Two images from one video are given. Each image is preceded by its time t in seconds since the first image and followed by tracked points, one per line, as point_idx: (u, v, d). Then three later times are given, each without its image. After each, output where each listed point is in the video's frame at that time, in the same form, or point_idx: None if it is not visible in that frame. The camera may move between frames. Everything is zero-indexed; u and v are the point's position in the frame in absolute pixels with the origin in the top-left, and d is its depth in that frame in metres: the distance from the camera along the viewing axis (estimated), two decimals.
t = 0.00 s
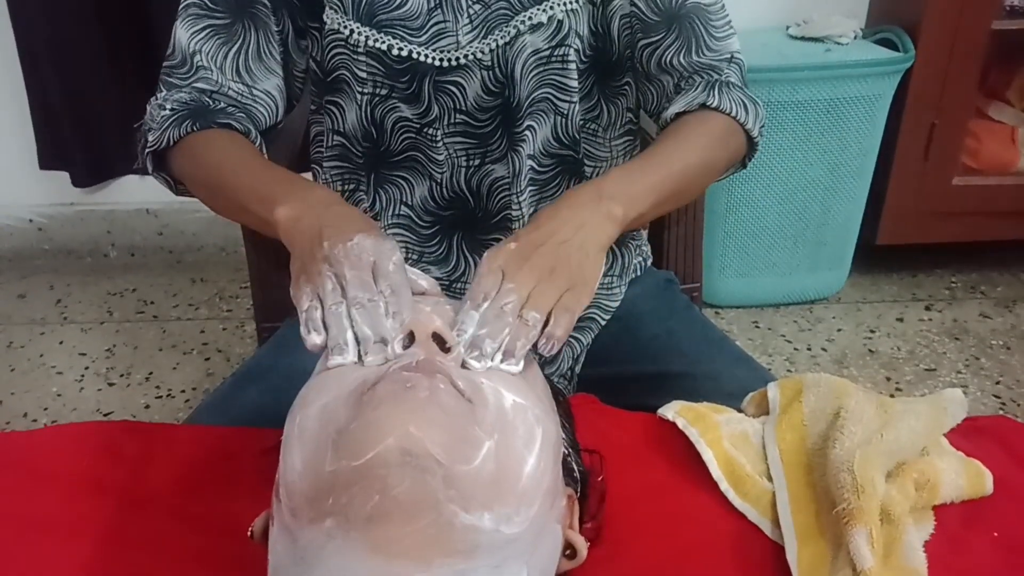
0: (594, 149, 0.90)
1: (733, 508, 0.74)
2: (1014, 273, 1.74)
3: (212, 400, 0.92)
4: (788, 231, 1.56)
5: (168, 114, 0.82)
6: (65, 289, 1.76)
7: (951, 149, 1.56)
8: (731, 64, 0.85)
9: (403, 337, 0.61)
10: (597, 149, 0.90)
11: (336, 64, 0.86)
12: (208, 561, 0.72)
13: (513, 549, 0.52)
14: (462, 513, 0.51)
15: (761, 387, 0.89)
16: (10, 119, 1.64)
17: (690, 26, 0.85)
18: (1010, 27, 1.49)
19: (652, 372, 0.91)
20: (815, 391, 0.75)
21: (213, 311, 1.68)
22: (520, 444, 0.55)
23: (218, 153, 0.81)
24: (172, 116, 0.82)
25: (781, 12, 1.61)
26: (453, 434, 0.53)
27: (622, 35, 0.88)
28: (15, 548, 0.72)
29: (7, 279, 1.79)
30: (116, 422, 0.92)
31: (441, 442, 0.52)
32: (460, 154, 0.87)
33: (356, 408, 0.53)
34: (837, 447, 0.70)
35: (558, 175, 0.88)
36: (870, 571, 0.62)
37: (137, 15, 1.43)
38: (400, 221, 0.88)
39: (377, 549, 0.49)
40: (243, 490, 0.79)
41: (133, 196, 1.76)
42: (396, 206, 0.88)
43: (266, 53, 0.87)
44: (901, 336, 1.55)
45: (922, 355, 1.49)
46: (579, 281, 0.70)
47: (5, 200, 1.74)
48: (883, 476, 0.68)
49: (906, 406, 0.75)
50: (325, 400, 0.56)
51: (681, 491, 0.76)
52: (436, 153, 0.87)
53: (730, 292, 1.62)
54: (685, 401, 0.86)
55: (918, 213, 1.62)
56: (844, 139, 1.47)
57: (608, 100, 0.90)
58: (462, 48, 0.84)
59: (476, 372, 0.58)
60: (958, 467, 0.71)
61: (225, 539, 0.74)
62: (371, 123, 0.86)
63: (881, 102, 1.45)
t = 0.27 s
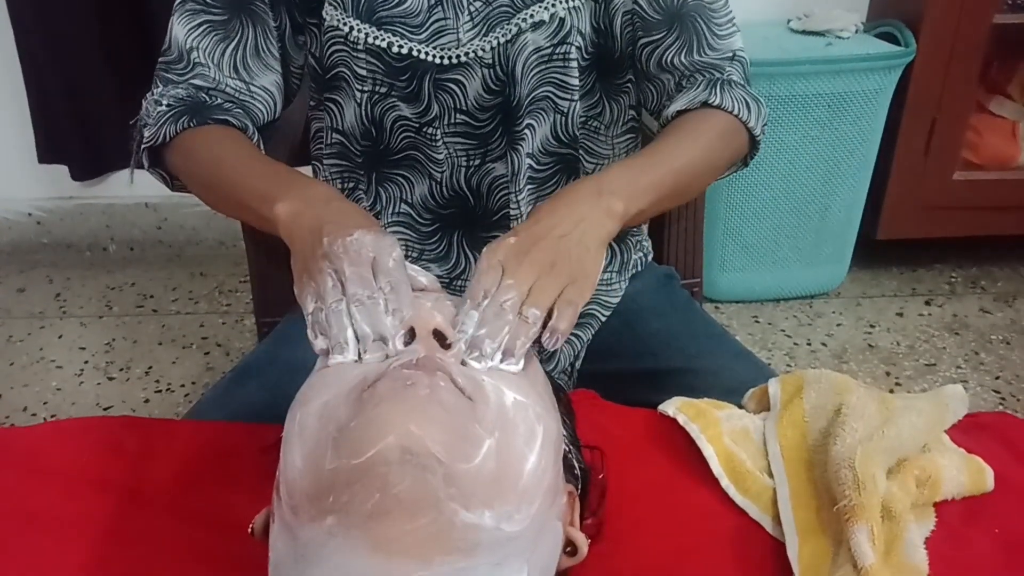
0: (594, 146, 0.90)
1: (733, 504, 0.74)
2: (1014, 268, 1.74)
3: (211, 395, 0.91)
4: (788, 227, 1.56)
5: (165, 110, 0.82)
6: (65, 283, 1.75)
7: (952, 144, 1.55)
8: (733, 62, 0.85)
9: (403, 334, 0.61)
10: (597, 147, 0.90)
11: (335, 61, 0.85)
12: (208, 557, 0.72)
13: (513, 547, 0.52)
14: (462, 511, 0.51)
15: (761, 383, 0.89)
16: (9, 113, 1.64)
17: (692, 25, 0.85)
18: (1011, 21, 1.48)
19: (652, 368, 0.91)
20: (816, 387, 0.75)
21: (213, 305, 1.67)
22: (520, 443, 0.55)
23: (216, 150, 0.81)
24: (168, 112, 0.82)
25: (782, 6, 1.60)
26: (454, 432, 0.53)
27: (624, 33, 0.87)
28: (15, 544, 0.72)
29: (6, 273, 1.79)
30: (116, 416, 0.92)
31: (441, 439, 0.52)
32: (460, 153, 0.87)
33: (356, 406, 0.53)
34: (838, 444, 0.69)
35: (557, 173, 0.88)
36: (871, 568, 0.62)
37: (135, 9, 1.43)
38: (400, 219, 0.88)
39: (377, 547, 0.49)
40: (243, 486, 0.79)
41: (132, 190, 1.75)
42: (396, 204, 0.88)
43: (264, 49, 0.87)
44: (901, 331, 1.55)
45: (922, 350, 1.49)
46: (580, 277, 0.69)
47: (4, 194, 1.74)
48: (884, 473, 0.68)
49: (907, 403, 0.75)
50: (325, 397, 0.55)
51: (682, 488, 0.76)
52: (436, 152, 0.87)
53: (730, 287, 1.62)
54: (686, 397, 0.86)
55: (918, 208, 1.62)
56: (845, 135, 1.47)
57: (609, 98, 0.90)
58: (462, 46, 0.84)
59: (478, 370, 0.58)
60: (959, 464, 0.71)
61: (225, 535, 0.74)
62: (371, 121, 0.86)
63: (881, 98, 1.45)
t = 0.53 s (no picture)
0: (594, 148, 0.90)
1: (733, 506, 0.74)
2: (1014, 270, 1.74)
3: (212, 398, 0.92)
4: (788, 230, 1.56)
5: (166, 114, 0.82)
6: (65, 286, 1.75)
7: (951, 147, 1.55)
8: (731, 66, 0.85)
9: (404, 336, 0.61)
10: (598, 150, 0.90)
11: (336, 64, 0.85)
12: (208, 559, 0.72)
13: (513, 549, 0.52)
14: (462, 513, 0.51)
15: (761, 386, 0.89)
16: (10, 116, 1.64)
17: (691, 29, 0.84)
18: (1010, 25, 1.48)
19: (652, 371, 0.91)
20: (816, 390, 0.75)
21: (213, 309, 1.68)
22: (520, 445, 0.55)
23: (217, 153, 0.81)
24: (169, 115, 0.82)
25: (781, 9, 1.60)
26: (454, 434, 0.53)
27: (624, 36, 0.87)
28: (14, 547, 0.72)
29: (7, 276, 1.79)
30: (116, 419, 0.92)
31: (441, 442, 0.52)
32: (460, 155, 0.87)
33: (357, 408, 0.53)
34: (838, 446, 0.69)
35: (557, 176, 0.88)
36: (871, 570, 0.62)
37: (136, 12, 1.43)
38: (400, 221, 0.88)
39: (377, 549, 0.49)
40: (244, 488, 0.79)
41: (133, 194, 1.75)
42: (397, 207, 0.88)
43: (265, 52, 0.87)
44: (901, 334, 1.55)
45: (922, 353, 1.49)
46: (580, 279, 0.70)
47: (5, 198, 1.74)
48: (884, 475, 0.68)
49: (907, 405, 0.75)
50: (324, 400, 0.55)
51: (681, 490, 0.76)
52: (436, 154, 0.87)
53: (730, 290, 1.62)
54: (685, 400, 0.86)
55: (918, 211, 1.62)
56: (844, 138, 1.47)
57: (609, 101, 0.90)
58: (462, 49, 0.84)
59: (477, 372, 0.58)
60: (959, 466, 0.71)
61: (225, 538, 0.74)
62: (371, 123, 0.86)
63: (881, 101, 1.45)
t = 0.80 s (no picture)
0: (595, 149, 0.90)
1: (733, 511, 0.74)
2: (1014, 276, 1.74)
3: (212, 403, 0.92)
4: (789, 233, 1.56)
5: (173, 112, 0.82)
6: (66, 292, 1.76)
7: (952, 152, 1.56)
8: (726, 63, 0.86)
9: (403, 339, 0.60)
10: (598, 150, 0.90)
11: (339, 62, 0.86)
12: (208, 564, 0.72)
13: (512, 551, 0.52)
14: (462, 515, 0.51)
15: (761, 390, 0.89)
16: (12, 123, 1.65)
17: (687, 26, 0.85)
18: (1009, 31, 1.49)
19: (652, 376, 0.91)
20: (816, 394, 0.75)
21: (213, 315, 1.68)
22: (520, 447, 0.55)
23: (219, 153, 0.81)
24: (177, 113, 0.82)
25: (781, 15, 1.61)
26: (453, 436, 0.53)
27: (621, 35, 0.88)
28: (14, 552, 0.72)
29: (8, 282, 1.79)
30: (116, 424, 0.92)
31: (441, 444, 0.52)
32: (461, 153, 0.87)
33: (356, 410, 0.53)
34: (838, 451, 0.69)
35: (557, 173, 0.88)
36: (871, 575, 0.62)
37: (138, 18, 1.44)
38: (401, 221, 0.88)
39: (377, 550, 0.49)
40: (244, 492, 0.79)
41: (134, 200, 1.76)
42: (397, 207, 0.88)
43: (269, 51, 0.88)
44: (902, 340, 1.55)
45: (923, 359, 1.49)
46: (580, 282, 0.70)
47: (6, 204, 1.75)
48: (883, 480, 0.68)
49: (906, 410, 0.75)
50: (325, 403, 0.56)
51: (681, 494, 0.76)
52: (437, 151, 0.87)
53: (730, 295, 1.62)
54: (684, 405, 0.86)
55: (918, 217, 1.62)
56: (845, 140, 1.47)
57: (609, 101, 0.90)
58: (463, 46, 0.84)
59: (476, 376, 0.58)
60: (959, 471, 0.71)
61: (225, 543, 0.74)
62: (373, 121, 0.87)
63: (881, 104, 1.45)
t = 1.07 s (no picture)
0: (594, 148, 0.90)
1: (733, 512, 0.74)
2: (1014, 278, 1.74)
3: (212, 404, 0.92)
4: (789, 234, 1.56)
5: (172, 111, 0.82)
6: (66, 294, 1.76)
7: (952, 154, 1.56)
8: (725, 63, 0.86)
9: (403, 339, 0.61)
10: (598, 149, 0.90)
11: (338, 61, 0.86)
12: (208, 564, 0.72)
13: (512, 551, 0.52)
14: (462, 515, 0.51)
15: (761, 391, 0.89)
16: (12, 124, 1.65)
17: (685, 24, 0.85)
18: (1009, 32, 1.49)
19: (652, 377, 0.91)
20: (815, 395, 0.76)
21: (213, 316, 1.68)
22: (520, 447, 0.55)
23: (221, 153, 0.81)
24: (176, 113, 0.82)
25: (780, 17, 1.61)
26: (453, 435, 0.53)
27: (620, 34, 0.88)
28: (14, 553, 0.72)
29: (8, 284, 1.79)
30: (116, 425, 0.92)
31: (440, 444, 0.52)
32: (460, 152, 0.87)
33: (356, 410, 0.53)
34: (837, 451, 0.70)
35: (557, 172, 0.88)
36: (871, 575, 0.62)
37: (138, 20, 1.44)
38: (400, 220, 0.88)
39: (376, 550, 0.49)
40: (244, 493, 0.79)
41: (134, 201, 1.76)
42: (397, 206, 0.88)
43: (269, 50, 0.88)
44: (902, 341, 1.55)
45: (923, 360, 1.49)
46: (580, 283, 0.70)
47: (6, 205, 1.75)
48: (883, 480, 0.68)
49: (906, 410, 0.75)
50: (324, 403, 0.56)
51: (681, 494, 0.76)
52: (437, 151, 0.87)
53: (731, 296, 1.62)
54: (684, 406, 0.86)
55: (918, 218, 1.62)
56: (845, 140, 1.47)
57: (608, 100, 0.90)
58: (462, 44, 0.84)
59: (476, 376, 0.58)
60: (958, 471, 0.71)
61: (225, 543, 0.74)
62: (372, 120, 0.87)
63: (881, 104, 1.45)
